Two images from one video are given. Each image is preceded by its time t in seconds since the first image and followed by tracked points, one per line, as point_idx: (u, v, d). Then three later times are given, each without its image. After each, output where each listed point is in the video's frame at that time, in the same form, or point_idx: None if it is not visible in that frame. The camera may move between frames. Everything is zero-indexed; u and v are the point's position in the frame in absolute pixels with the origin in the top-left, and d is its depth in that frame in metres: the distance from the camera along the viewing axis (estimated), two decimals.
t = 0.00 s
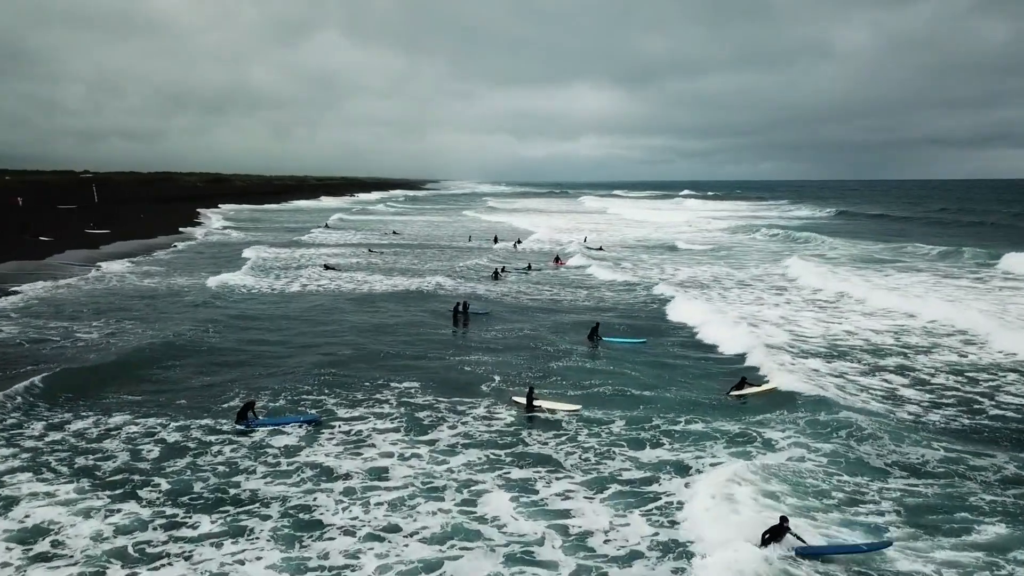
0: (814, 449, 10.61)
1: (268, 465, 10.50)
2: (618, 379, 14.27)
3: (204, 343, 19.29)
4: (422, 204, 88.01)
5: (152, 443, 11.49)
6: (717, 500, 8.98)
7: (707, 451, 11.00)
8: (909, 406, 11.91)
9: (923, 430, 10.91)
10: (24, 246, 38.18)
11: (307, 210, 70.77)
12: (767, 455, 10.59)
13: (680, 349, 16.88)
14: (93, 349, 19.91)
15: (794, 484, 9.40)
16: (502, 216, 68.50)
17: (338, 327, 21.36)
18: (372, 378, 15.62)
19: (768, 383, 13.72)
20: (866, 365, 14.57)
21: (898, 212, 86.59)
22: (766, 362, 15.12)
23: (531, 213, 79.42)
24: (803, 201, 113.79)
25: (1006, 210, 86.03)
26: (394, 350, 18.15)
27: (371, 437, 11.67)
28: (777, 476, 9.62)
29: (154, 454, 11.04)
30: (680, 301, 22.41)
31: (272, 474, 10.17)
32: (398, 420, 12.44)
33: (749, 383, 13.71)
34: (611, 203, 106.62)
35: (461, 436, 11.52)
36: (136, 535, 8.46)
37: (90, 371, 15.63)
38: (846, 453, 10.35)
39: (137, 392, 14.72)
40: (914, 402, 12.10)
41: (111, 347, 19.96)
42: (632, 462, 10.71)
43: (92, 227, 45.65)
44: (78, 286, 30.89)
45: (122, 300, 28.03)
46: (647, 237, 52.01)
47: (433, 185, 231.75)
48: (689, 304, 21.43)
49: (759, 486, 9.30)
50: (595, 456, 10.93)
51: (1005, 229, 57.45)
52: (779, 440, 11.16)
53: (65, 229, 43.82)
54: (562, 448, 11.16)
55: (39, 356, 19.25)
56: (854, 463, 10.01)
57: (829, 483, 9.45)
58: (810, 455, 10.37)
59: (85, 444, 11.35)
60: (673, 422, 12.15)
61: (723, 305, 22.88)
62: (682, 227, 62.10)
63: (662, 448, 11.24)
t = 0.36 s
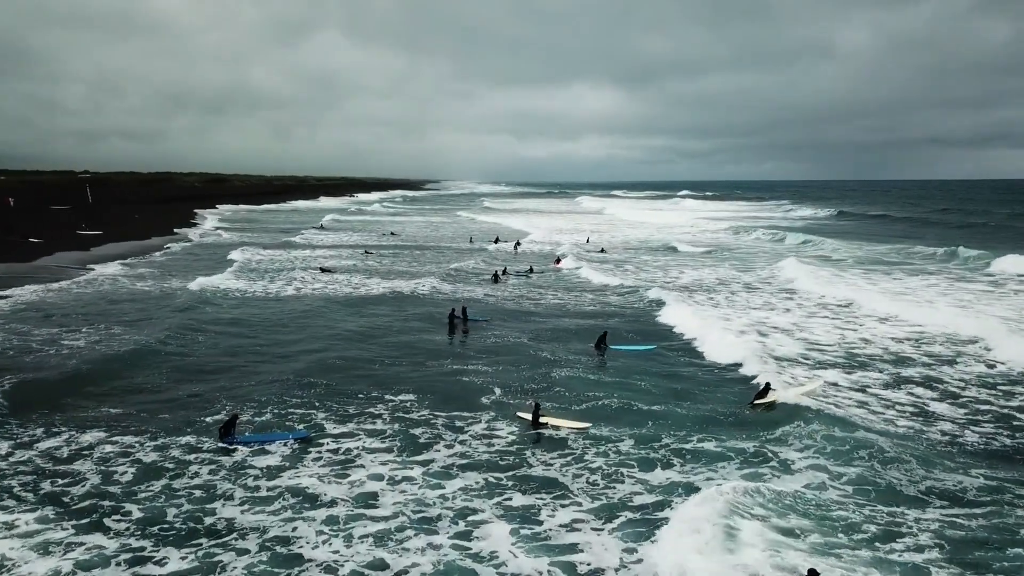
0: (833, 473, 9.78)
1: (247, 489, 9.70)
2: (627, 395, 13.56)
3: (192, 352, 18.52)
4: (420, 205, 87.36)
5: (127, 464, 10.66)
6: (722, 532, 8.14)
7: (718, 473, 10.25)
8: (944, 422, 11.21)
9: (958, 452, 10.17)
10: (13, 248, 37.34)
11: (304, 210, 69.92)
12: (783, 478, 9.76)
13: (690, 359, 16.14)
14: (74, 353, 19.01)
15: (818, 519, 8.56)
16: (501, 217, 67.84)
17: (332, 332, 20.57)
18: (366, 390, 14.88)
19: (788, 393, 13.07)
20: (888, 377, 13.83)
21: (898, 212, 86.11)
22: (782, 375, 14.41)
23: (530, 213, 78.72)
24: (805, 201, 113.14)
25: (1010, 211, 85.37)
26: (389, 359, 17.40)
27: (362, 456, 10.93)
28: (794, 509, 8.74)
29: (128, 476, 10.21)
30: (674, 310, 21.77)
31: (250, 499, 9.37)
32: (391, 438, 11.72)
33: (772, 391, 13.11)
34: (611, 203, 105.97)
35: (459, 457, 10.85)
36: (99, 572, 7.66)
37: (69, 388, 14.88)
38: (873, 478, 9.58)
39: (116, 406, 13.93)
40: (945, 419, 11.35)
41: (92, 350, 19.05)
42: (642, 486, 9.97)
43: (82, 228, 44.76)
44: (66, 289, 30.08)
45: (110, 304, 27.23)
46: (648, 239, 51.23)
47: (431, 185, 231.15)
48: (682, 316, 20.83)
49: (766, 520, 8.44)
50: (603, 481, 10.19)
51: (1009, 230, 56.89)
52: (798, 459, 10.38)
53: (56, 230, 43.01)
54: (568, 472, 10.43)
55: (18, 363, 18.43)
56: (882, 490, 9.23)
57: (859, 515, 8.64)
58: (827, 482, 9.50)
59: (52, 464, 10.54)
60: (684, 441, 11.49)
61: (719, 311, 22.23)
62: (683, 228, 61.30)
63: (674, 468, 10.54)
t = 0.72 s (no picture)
0: (857, 501, 9.03)
1: (225, 516, 8.96)
2: (637, 411, 12.90)
3: (181, 360, 17.84)
4: (418, 205, 86.81)
5: (99, 487, 9.90)
6: (739, 570, 7.40)
7: (729, 496, 9.53)
8: (981, 440, 10.61)
9: (997, 477, 9.51)
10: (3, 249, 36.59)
11: (300, 210, 69.14)
12: (802, 505, 9.02)
13: (700, 370, 15.45)
14: (54, 360, 18.18)
15: (847, 554, 7.83)
16: (499, 218, 67.28)
17: (325, 338, 19.83)
18: (359, 402, 14.19)
19: (807, 407, 12.43)
20: (912, 388, 13.18)
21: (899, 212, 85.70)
22: (797, 389, 13.78)
23: (529, 214, 78.15)
24: (805, 201, 112.61)
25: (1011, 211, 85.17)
26: (385, 369, 16.69)
27: (352, 477, 10.24)
28: (819, 544, 8.00)
29: (99, 502, 9.45)
30: (666, 317, 21.18)
31: (226, 529, 8.63)
32: (385, 456, 11.07)
33: (790, 402, 12.56)
34: (610, 203, 105.45)
35: (454, 479, 10.18)
36: None
37: (45, 404, 14.07)
38: (903, 505, 8.86)
39: (96, 421, 13.21)
40: (980, 439, 10.69)
41: (74, 357, 18.22)
42: (650, 512, 9.23)
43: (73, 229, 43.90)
44: (55, 292, 29.35)
45: (99, 308, 26.49)
46: (648, 240, 50.49)
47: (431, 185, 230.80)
48: (675, 324, 20.23)
49: (782, 558, 7.67)
50: (608, 506, 9.47)
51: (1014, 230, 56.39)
52: (817, 483, 9.66)
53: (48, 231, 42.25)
54: (572, 496, 9.76)
55: None
56: (913, 519, 8.51)
57: (892, 548, 7.91)
58: (851, 513, 8.74)
59: (19, 488, 9.78)
60: (695, 461, 10.82)
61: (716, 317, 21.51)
62: (684, 229, 60.63)
63: (684, 492, 9.81)
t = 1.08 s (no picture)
0: (892, 537, 8.23)
1: (195, 552, 8.14)
2: (649, 429, 12.15)
3: (166, 369, 17.04)
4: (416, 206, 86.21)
5: (63, 517, 9.06)
6: None
7: (741, 530, 8.68)
8: None
9: None
10: None
11: (295, 210, 68.13)
12: (828, 543, 8.20)
13: (714, 381, 14.67)
14: (33, 368, 17.31)
15: None
16: (497, 219, 66.57)
17: (318, 345, 18.99)
18: (352, 416, 13.40)
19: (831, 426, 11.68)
20: (943, 402, 12.50)
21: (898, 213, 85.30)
22: (815, 404, 13.07)
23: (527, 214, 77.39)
24: (806, 202, 112.05)
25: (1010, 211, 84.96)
26: (381, 378, 15.88)
27: (337, 504, 9.45)
28: None
29: (61, 535, 8.60)
30: (660, 323, 20.52)
31: (195, 567, 7.83)
32: (377, 480, 10.31)
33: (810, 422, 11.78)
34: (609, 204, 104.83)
35: (449, 507, 9.40)
36: None
37: (17, 421, 13.22)
38: (947, 541, 8.11)
39: (71, 438, 12.40)
40: None
41: (53, 364, 17.34)
42: (660, 545, 8.40)
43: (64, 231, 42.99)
44: (41, 295, 28.50)
45: (85, 311, 25.64)
46: (650, 241, 49.67)
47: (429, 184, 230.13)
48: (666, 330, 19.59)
49: None
50: (615, 538, 8.66)
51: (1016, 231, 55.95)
52: (844, 514, 8.86)
53: (37, 233, 41.38)
54: (578, 526, 8.97)
55: None
56: (959, 559, 7.77)
57: None
58: (889, 553, 7.91)
59: None
60: (708, 486, 10.01)
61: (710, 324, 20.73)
62: (684, 230, 59.97)
63: (696, 521, 9.00)
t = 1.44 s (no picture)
0: None
1: None
2: (661, 448, 11.42)
3: (150, 378, 16.23)
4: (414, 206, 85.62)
5: (22, 550, 8.27)
6: None
7: (757, 569, 7.90)
8: None
9: None
10: None
11: (291, 211, 67.33)
12: None
13: (728, 393, 13.93)
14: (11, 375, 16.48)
15: None
16: (495, 219, 65.85)
17: (312, 352, 18.20)
18: (344, 430, 12.65)
19: (857, 446, 10.96)
20: (975, 419, 11.82)
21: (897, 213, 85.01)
22: (837, 420, 12.34)
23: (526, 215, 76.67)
24: (807, 202, 111.45)
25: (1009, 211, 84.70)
26: (376, 388, 15.11)
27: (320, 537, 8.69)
28: None
29: (17, 571, 7.82)
30: (655, 328, 19.79)
31: None
32: (367, 506, 9.57)
33: (831, 445, 10.87)
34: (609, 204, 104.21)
35: (445, 538, 8.68)
36: None
37: None
38: None
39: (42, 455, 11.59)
40: None
41: (32, 372, 16.48)
42: None
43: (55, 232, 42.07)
44: (27, 299, 27.66)
45: (71, 314, 24.78)
46: (652, 243, 48.91)
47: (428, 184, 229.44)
48: (658, 338, 18.88)
49: None
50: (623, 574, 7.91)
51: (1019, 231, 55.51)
52: (875, 549, 8.11)
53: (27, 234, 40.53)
54: (584, 559, 8.21)
55: None
56: None
57: None
58: None
59: None
60: (719, 513, 9.24)
61: (691, 330, 19.93)
62: (686, 231, 59.33)
63: (706, 554, 8.25)
